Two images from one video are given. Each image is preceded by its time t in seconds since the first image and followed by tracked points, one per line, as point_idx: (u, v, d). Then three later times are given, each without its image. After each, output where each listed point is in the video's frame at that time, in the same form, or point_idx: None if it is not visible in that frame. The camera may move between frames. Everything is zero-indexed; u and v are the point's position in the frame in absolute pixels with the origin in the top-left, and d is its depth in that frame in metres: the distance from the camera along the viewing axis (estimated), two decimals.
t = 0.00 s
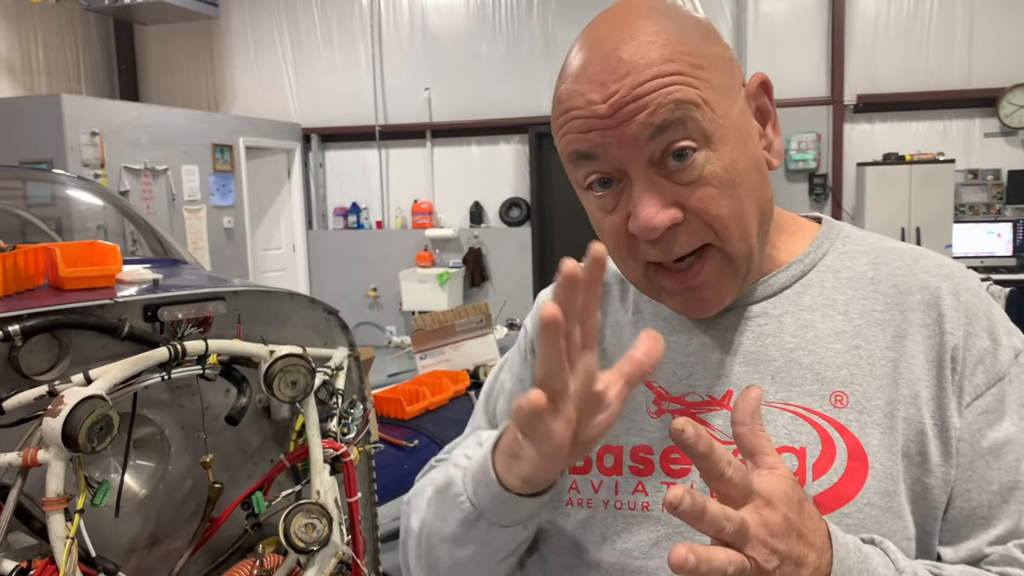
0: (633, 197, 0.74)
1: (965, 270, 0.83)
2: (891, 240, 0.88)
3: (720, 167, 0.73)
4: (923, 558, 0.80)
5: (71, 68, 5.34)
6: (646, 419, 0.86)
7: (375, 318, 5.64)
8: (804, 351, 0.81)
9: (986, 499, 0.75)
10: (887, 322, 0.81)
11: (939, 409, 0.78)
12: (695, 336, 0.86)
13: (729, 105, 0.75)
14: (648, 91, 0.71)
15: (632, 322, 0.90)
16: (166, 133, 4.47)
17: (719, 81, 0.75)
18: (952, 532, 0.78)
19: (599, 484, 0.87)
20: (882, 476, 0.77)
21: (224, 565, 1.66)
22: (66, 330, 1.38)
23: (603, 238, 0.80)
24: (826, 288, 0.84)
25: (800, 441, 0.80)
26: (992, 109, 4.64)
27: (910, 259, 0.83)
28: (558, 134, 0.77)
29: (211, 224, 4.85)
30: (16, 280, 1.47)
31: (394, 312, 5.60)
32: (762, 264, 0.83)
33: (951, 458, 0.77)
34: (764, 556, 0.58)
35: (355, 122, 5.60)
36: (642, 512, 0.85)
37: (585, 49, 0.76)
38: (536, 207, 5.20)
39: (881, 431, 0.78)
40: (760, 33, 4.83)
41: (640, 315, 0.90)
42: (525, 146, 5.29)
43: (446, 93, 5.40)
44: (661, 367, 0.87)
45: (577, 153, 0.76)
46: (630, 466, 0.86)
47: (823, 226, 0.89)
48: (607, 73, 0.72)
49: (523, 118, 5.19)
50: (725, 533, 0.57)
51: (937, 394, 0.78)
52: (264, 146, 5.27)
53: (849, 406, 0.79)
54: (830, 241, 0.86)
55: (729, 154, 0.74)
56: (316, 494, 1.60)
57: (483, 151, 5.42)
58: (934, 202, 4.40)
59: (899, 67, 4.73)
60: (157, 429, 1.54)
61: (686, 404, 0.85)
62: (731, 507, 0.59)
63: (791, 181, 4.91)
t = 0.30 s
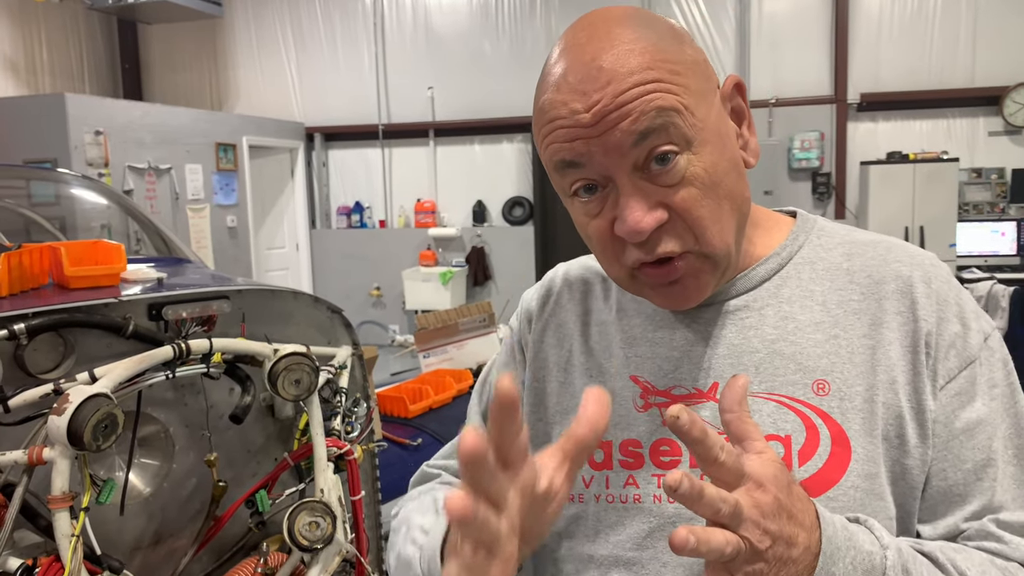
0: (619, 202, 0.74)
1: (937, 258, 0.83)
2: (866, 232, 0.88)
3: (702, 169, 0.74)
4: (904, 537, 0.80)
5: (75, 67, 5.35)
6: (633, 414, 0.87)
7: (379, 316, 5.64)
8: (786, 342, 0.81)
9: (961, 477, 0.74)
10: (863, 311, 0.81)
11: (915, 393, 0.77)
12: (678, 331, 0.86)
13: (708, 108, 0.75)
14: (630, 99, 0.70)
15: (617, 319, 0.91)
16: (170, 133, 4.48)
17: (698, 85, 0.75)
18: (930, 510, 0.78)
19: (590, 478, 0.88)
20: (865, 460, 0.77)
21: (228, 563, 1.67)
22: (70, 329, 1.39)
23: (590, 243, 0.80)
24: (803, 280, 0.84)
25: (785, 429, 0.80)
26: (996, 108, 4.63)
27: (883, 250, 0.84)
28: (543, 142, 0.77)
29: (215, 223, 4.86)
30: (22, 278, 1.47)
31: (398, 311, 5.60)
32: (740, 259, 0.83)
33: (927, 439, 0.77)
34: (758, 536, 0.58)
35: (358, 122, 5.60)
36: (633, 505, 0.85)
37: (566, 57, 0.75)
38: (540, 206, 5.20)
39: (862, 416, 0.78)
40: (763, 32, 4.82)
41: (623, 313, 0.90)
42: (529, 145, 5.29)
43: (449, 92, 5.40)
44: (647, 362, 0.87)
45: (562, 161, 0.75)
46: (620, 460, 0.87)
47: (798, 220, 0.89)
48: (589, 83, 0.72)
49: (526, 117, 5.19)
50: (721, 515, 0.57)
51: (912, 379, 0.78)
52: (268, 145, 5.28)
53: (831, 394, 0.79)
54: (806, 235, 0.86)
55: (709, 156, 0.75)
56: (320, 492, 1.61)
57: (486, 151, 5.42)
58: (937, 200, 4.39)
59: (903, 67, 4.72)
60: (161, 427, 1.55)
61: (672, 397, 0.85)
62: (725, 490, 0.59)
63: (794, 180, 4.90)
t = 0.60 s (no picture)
0: (621, 198, 0.74)
1: (933, 256, 0.83)
2: (863, 230, 0.88)
3: (704, 166, 0.74)
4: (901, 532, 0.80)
5: (79, 65, 5.36)
6: (633, 413, 0.87)
7: (382, 315, 5.65)
8: (785, 340, 0.81)
9: (958, 473, 0.74)
10: (861, 309, 0.81)
11: (912, 389, 0.77)
12: (678, 330, 0.86)
13: (710, 106, 0.75)
14: (634, 95, 0.70)
15: (617, 321, 0.90)
16: (173, 132, 4.48)
17: (701, 83, 0.75)
18: (927, 506, 0.78)
19: (592, 479, 0.88)
20: (864, 456, 0.77)
21: (232, 561, 1.67)
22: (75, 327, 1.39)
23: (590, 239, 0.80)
24: (801, 279, 0.84)
25: (784, 426, 0.80)
26: (1000, 107, 4.62)
27: (881, 247, 0.83)
28: (546, 138, 0.77)
29: (218, 222, 4.87)
30: (27, 277, 1.47)
31: (401, 309, 5.61)
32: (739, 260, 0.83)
33: (924, 436, 0.76)
34: (762, 531, 0.58)
35: (361, 121, 5.60)
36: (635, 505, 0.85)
37: (570, 54, 0.75)
38: (543, 205, 5.20)
39: (860, 413, 0.78)
40: (767, 31, 4.81)
41: (623, 313, 0.90)
42: (532, 144, 5.29)
43: (452, 91, 5.40)
44: (648, 361, 0.87)
45: (564, 157, 0.75)
46: (622, 460, 0.87)
47: (796, 218, 0.88)
48: (593, 78, 0.72)
49: (529, 116, 5.19)
50: (727, 509, 0.57)
51: (910, 375, 0.78)
52: (271, 144, 5.28)
53: (830, 391, 0.79)
54: (804, 233, 0.86)
55: (711, 153, 0.74)
56: (325, 491, 1.61)
57: (490, 150, 5.42)
58: (941, 199, 4.38)
59: (907, 66, 4.71)
60: (166, 425, 1.55)
61: (672, 396, 0.85)
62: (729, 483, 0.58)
63: (798, 179, 4.89)
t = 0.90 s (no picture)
0: (626, 197, 0.74)
1: (943, 258, 0.83)
2: (873, 232, 0.87)
3: (710, 168, 0.73)
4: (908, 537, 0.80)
5: (83, 65, 5.37)
6: (640, 415, 0.87)
7: (385, 315, 5.67)
8: (792, 342, 0.82)
9: (965, 477, 0.74)
10: (869, 311, 0.81)
11: (920, 392, 0.77)
12: (686, 331, 0.86)
13: (720, 108, 0.75)
14: (641, 94, 0.71)
15: (624, 322, 0.91)
16: (177, 132, 4.49)
17: (712, 85, 0.75)
18: (934, 510, 0.78)
19: (599, 480, 0.88)
20: (871, 460, 0.77)
21: (236, 560, 1.67)
22: (80, 327, 1.39)
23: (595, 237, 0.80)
24: (810, 281, 0.84)
25: (791, 430, 0.80)
26: (1004, 106, 4.60)
27: (890, 249, 0.83)
28: (554, 135, 0.77)
29: (222, 222, 4.87)
30: (32, 276, 1.48)
31: (404, 309, 5.62)
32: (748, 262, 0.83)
33: (932, 440, 0.76)
34: (774, 537, 0.59)
35: (364, 121, 5.61)
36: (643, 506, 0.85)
37: (579, 51, 0.75)
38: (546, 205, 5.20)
39: (868, 417, 0.78)
40: (770, 31, 4.81)
41: (630, 315, 0.90)
42: (535, 144, 5.29)
43: (455, 91, 5.40)
44: (655, 362, 0.87)
45: (572, 155, 0.76)
46: (628, 461, 0.87)
47: (806, 220, 0.88)
48: (602, 76, 0.72)
49: (532, 115, 5.19)
50: (739, 516, 0.57)
51: (918, 379, 0.77)
52: (275, 144, 5.30)
53: (837, 394, 0.79)
54: (814, 235, 0.86)
55: (719, 156, 0.74)
56: (328, 490, 1.61)
57: (493, 149, 5.42)
58: (945, 199, 4.37)
59: (910, 65, 4.70)
60: (170, 425, 1.56)
61: (679, 398, 0.85)
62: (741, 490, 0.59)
63: (801, 179, 4.89)
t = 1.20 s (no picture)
0: (651, 190, 0.74)
1: (957, 259, 0.83)
2: (885, 232, 0.87)
3: (735, 162, 0.74)
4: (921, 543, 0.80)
5: (86, 64, 5.38)
6: (649, 414, 0.86)
7: (387, 315, 5.67)
8: (803, 343, 0.81)
9: (980, 482, 0.74)
10: (882, 312, 0.80)
11: (934, 395, 0.77)
12: (696, 331, 0.86)
13: (744, 103, 0.76)
14: (671, 85, 0.71)
15: (634, 321, 0.91)
16: (179, 131, 4.49)
17: (735, 80, 0.75)
18: (948, 515, 0.77)
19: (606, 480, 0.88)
20: (881, 462, 0.77)
21: (239, 560, 1.67)
22: (84, 326, 1.40)
23: (614, 232, 0.80)
24: (821, 281, 0.84)
25: (800, 430, 0.79)
26: (1007, 107, 4.60)
27: (903, 250, 0.83)
28: (577, 127, 0.77)
29: (225, 222, 4.88)
30: (36, 276, 1.48)
31: (406, 309, 5.63)
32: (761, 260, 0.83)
33: (945, 443, 0.76)
34: (790, 557, 0.60)
35: (366, 121, 5.61)
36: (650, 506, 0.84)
37: (603, 44, 0.75)
38: (548, 205, 5.20)
39: (879, 419, 0.78)
40: (772, 31, 4.80)
41: (640, 314, 0.90)
42: (537, 144, 5.29)
43: (458, 91, 5.40)
44: (665, 363, 0.87)
45: (595, 146, 0.75)
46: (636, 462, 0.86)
47: (818, 220, 0.88)
48: (629, 67, 0.72)
49: (535, 115, 5.19)
50: (757, 537, 0.58)
51: (931, 381, 0.77)
52: (278, 144, 5.30)
53: (848, 395, 0.79)
54: (825, 235, 0.86)
55: (743, 150, 0.75)
56: (331, 489, 1.61)
57: (495, 149, 5.42)
58: (948, 199, 4.36)
59: (913, 65, 4.69)
60: (173, 424, 1.56)
61: (688, 398, 0.85)
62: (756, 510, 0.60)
63: (804, 179, 4.88)
